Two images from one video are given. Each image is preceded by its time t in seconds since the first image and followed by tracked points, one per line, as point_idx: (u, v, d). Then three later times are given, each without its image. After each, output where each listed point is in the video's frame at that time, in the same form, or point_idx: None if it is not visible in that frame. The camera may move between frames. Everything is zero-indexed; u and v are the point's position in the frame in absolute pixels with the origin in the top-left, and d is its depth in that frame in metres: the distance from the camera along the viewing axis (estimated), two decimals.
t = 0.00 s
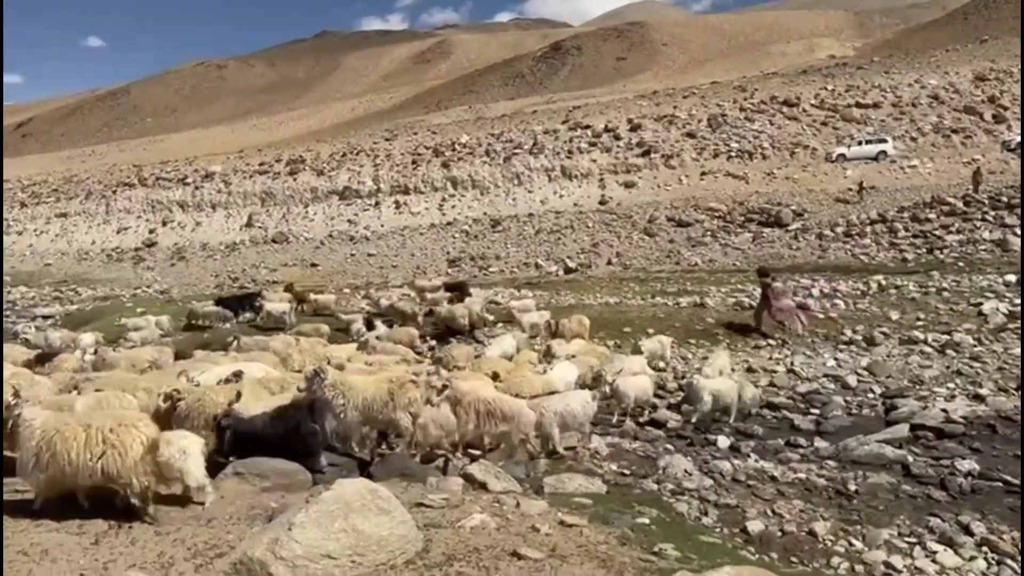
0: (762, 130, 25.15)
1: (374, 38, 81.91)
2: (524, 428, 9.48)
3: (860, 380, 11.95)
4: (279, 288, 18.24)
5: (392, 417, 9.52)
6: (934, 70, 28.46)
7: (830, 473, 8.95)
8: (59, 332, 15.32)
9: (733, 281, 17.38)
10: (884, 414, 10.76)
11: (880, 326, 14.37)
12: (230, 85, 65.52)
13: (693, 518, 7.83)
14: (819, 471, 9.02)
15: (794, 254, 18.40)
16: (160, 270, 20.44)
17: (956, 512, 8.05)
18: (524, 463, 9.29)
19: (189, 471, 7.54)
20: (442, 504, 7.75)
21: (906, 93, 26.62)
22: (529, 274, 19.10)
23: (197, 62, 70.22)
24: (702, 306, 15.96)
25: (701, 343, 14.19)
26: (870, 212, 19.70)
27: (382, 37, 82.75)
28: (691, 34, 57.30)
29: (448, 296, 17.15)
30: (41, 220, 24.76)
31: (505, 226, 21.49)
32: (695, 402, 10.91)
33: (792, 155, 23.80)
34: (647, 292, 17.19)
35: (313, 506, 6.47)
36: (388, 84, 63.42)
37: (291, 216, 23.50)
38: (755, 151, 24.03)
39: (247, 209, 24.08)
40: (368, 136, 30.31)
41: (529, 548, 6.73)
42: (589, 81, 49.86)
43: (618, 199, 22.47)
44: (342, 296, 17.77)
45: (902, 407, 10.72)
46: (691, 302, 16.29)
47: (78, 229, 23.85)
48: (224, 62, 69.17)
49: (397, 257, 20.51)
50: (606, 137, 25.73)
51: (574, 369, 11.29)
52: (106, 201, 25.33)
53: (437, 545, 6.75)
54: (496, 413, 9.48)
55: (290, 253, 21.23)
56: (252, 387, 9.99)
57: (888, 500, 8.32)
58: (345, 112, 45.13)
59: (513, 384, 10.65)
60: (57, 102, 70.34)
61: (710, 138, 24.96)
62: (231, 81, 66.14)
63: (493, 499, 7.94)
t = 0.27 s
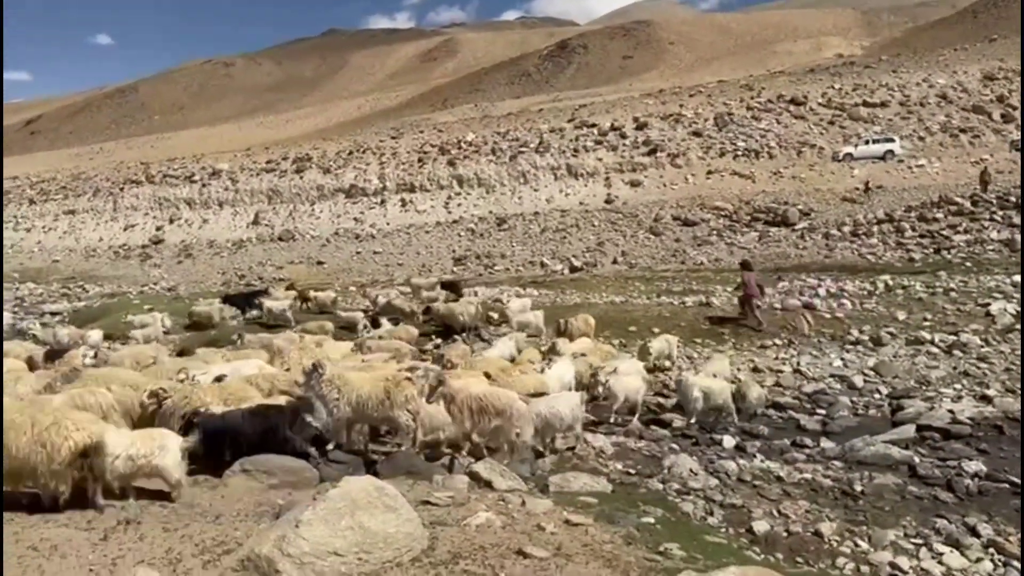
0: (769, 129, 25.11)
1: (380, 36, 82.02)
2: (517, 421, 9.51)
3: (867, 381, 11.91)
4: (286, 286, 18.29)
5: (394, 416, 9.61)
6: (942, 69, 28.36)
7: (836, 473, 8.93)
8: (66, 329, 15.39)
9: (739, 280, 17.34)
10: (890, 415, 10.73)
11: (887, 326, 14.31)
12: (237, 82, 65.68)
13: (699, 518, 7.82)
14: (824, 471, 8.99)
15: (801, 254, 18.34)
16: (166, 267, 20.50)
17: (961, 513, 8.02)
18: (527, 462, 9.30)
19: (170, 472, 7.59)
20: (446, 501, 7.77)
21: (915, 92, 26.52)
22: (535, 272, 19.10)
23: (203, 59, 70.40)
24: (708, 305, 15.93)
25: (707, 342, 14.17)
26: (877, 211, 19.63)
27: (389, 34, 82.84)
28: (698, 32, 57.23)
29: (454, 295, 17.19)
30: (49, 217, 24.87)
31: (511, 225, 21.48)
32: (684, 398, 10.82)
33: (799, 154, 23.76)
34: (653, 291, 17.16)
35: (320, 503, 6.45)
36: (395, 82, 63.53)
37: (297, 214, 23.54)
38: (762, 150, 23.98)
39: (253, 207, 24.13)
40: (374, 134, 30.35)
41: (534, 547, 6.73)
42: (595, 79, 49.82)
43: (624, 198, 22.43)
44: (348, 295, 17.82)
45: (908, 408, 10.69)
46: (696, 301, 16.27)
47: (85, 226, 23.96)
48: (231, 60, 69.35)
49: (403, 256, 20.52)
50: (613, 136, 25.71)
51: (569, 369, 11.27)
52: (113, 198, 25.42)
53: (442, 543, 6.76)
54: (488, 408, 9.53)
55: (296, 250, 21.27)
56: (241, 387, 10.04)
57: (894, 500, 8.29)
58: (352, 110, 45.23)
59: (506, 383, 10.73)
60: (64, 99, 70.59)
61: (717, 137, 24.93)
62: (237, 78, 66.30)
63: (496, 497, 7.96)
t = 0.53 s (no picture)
0: (797, 118, 24.01)
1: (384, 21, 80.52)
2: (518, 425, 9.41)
3: (902, 387, 10.95)
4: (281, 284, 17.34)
5: (390, 424, 9.34)
6: (981, 55, 27.15)
7: (867, 485, 8.30)
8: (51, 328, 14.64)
9: (764, 279, 16.34)
10: (927, 424, 9.94)
11: (923, 329, 13.23)
12: (236, 69, 64.45)
13: (721, 532, 7.37)
14: (855, 483, 8.38)
15: (831, 251, 17.29)
16: (158, 263, 19.55)
17: (1003, 529, 7.45)
18: (539, 471, 8.95)
19: (118, 477, 7.69)
20: (453, 512, 7.56)
21: (951, 80, 25.39)
22: (547, 270, 18.07)
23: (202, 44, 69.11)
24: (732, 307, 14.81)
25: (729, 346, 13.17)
26: (913, 207, 18.57)
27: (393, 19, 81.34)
28: (715, 16, 55.67)
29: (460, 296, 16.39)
30: (35, 210, 23.97)
31: (521, 219, 20.48)
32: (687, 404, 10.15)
33: (829, 145, 22.62)
34: (674, 291, 16.10)
35: (319, 513, 6.21)
36: (399, 68, 62.30)
37: (295, 207, 22.58)
38: (790, 140, 22.91)
39: (249, 200, 23.19)
40: (377, 123, 29.30)
41: (546, 562, 6.44)
42: (610, 66, 48.40)
43: (641, 191, 21.39)
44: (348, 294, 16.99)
45: (945, 416, 9.93)
46: (717, 301, 15.36)
47: (73, 219, 23.06)
48: (231, 46, 68.03)
49: (407, 252, 19.52)
50: (629, 126, 24.64)
51: (571, 372, 10.76)
52: (102, 190, 24.51)
53: (448, 556, 6.48)
54: (488, 412, 9.39)
55: (294, 245, 20.33)
56: (219, 398, 9.77)
57: (930, 515, 7.71)
58: (353, 98, 44.14)
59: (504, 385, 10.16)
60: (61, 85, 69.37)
61: (741, 127, 23.84)
62: (237, 65, 65.10)
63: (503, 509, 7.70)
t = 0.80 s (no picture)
0: (857, 89, 21.31)
1: None
2: (519, 440, 7.81)
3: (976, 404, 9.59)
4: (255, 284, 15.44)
5: (370, 445, 7.83)
6: None
7: (938, 519, 7.20)
8: None
9: (816, 278, 14.09)
10: (1006, 447, 8.64)
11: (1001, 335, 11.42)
12: (218, 40, 61.51)
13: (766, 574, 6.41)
14: (922, 516, 7.24)
15: (896, 245, 15.09)
16: (112, 259, 18.04)
17: None
18: (555, 498, 7.60)
19: (35, 501, 6.64)
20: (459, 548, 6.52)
21: None
22: (563, 267, 15.88)
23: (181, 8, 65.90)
24: (779, 311, 12.85)
25: (775, 357, 11.33)
26: (991, 193, 16.17)
27: None
28: None
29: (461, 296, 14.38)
30: None
31: (534, 207, 18.13)
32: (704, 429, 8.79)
33: (894, 122, 20.08)
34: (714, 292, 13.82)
35: (301, 548, 5.43)
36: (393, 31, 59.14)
37: (271, 193, 20.30)
38: (848, 115, 20.44)
39: (219, 184, 21.00)
40: (367, 95, 26.69)
41: None
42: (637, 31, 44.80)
43: (673, 173, 19.00)
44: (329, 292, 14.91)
45: None
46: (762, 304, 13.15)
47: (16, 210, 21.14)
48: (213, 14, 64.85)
49: (401, 245, 17.38)
50: (660, 98, 22.02)
51: (577, 384, 9.24)
52: (51, 173, 22.61)
53: None
54: (485, 429, 7.83)
55: (270, 237, 18.20)
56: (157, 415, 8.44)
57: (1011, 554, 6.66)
58: (341, 67, 41.49)
59: (499, 400, 8.77)
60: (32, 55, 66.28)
61: (791, 100, 21.27)
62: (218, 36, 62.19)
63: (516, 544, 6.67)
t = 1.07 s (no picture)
0: (917, 60, 19.06)
1: None
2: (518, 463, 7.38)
3: None
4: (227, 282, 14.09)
5: (355, 474, 7.42)
6: None
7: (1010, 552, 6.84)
8: None
9: (870, 276, 12.38)
10: None
11: None
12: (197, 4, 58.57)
13: None
14: (993, 549, 6.88)
15: (962, 240, 13.51)
16: (69, 254, 16.91)
17: None
18: (570, 528, 7.34)
19: None
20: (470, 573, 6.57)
21: None
22: (582, 264, 14.26)
23: None
24: (831, 314, 11.11)
25: (828, 368, 9.89)
26: None
27: None
28: None
29: (466, 297, 12.77)
30: None
31: (548, 195, 16.30)
32: (723, 449, 8.02)
33: (962, 98, 17.97)
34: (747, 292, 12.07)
35: None
36: None
37: (248, 180, 18.67)
38: (907, 90, 18.32)
39: (191, 169, 19.39)
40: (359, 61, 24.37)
41: None
42: None
43: (707, 158, 17.19)
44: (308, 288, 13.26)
45: None
46: (811, 306, 11.36)
47: None
48: None
49: (397, 238, 15.77)
50: (692, 70, 19.76)
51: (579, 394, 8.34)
52: None
53: None
54: (477, 448, 7.37)
55: (247, 229, 16.76)
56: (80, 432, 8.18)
57: None
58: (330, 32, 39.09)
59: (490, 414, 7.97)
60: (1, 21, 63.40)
61: (845, 73, 19.05)
62: None
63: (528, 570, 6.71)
